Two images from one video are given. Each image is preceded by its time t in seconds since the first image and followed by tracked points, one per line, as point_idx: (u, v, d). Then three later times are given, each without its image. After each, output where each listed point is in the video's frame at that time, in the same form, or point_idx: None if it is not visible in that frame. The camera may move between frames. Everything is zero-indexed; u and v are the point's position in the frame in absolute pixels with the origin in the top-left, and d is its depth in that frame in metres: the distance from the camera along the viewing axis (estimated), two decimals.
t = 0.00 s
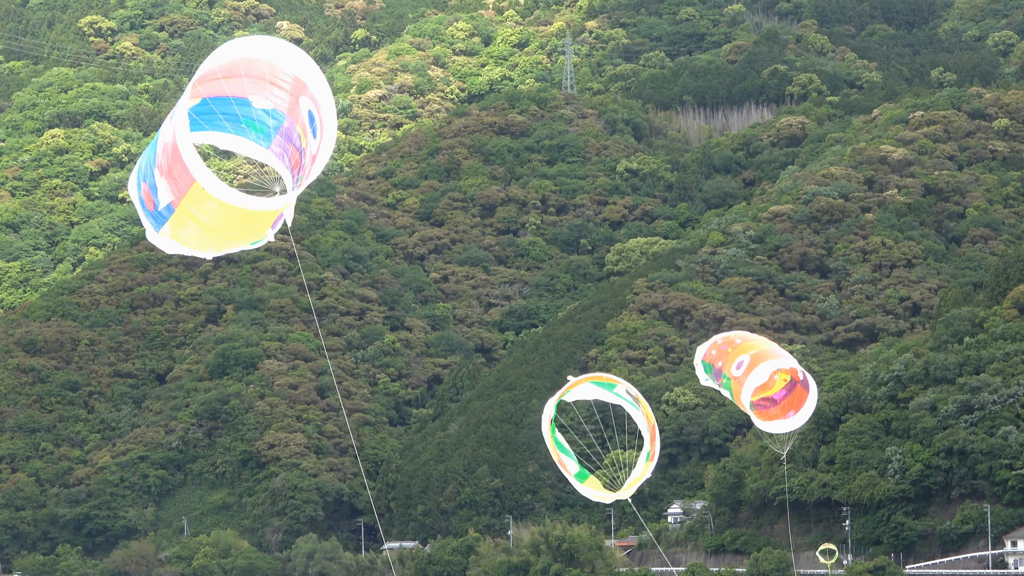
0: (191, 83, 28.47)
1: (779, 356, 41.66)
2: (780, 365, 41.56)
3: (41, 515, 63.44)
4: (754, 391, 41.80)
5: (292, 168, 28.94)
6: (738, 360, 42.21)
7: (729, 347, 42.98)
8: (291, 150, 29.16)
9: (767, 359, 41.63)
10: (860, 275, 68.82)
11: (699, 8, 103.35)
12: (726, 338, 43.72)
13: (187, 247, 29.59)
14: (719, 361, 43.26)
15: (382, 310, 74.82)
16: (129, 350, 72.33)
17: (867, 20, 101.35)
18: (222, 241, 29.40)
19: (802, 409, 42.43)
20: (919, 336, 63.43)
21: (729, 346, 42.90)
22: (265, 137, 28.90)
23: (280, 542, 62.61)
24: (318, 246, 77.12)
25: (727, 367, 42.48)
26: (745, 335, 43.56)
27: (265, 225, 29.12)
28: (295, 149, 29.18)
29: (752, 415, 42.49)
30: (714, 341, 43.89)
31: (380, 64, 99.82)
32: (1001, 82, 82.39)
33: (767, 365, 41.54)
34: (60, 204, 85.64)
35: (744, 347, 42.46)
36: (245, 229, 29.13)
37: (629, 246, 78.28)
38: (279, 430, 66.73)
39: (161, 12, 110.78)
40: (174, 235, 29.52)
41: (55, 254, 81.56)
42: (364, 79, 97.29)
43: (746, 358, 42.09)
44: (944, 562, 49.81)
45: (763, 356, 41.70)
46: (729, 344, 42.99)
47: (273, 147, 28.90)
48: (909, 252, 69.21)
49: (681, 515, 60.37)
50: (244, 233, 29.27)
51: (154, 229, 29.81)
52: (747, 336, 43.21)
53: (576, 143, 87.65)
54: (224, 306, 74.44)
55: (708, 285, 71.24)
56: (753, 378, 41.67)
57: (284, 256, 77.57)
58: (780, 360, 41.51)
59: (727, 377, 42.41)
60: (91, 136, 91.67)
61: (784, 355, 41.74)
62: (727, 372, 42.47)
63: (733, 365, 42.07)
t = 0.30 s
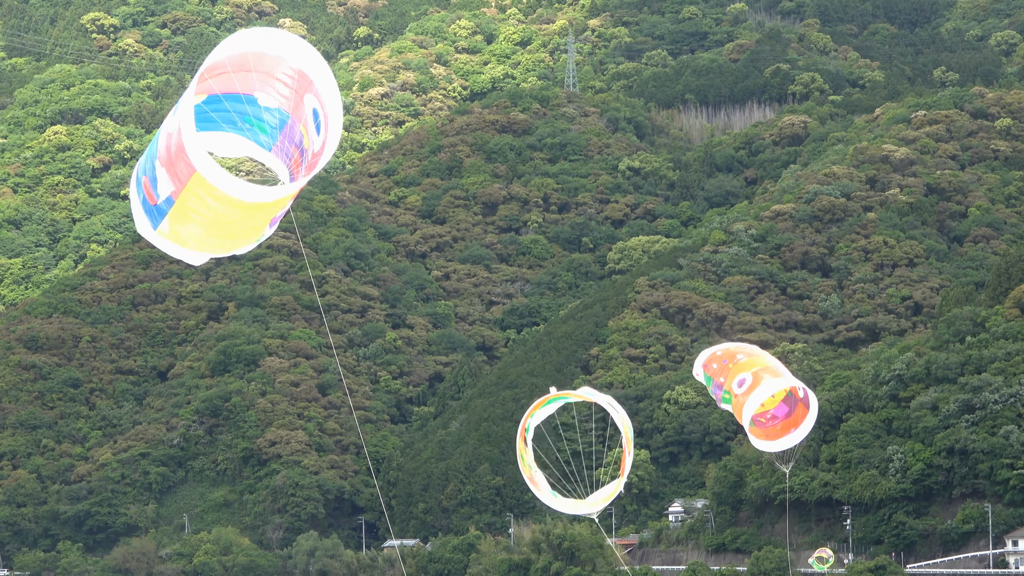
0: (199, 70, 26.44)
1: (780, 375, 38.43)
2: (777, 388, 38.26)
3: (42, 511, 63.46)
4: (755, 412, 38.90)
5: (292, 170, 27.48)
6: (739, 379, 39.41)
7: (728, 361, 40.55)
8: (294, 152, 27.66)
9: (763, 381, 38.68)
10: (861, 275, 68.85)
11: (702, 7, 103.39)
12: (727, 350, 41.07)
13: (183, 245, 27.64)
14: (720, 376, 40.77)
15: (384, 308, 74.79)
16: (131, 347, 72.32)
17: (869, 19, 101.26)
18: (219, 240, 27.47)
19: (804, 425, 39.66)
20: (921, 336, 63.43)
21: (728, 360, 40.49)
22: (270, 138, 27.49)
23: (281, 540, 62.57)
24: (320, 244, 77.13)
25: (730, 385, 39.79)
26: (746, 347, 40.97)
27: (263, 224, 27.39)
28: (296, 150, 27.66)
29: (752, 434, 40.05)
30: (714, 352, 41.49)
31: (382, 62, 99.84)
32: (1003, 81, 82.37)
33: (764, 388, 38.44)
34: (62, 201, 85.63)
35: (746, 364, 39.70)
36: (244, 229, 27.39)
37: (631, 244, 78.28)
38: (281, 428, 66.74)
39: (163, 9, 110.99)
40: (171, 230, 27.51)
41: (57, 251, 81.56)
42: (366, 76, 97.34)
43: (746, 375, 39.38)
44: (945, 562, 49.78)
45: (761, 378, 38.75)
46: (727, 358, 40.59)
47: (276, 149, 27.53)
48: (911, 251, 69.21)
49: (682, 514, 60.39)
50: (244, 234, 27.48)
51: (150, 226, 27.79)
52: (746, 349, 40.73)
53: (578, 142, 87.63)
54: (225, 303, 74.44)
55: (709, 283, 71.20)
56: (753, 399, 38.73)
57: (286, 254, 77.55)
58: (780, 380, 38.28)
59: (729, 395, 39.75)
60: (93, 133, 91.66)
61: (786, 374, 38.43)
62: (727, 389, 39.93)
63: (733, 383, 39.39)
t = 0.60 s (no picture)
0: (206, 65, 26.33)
1: (782, 393, 37.58)
2: (778, 406, 37.50)
3: (43, 507, 63.55)
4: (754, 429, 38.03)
5: (296, 167, 26.89)
6: (738, 396, 38.30)
7: (729, 378, 39.04)
8: (299, 148, 27.04)
9: (765, 399, 37.71)
10: (862, 273, 68.89)
11: (704, 6, 103.44)
12: (726, 364, 39.48)
13: (186, 238, 27.28)
14: (718, 392, 39.33)
15: (385, 305, 74.81)
16: (132, 344, 72.33)
17: (871, 17, 101.15)
18: (222, 235, 27.18)
19: (804, 438, 38.47)
20: (922, 334, 63.48)
21: (729, 377, 38.97)
22: (275, 134, 26.87)
23: (282, 536, 62.59)
24: (321, 241, 77.15)
25: (730, 402, 38.56)
26: (746, 361, 39.46)
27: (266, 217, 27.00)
28: (302, 146, 27.06)
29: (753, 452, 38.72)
30: (712, 368, 39.81)
31: (384, 59, 99.85)
32: (1005, 79, 82.39)
33: (767, 407, 37.57)
34: (63, 198, 85.62)
35: (748, 381, 38.40)
36: (246, 222, 27.00)
37: (632, 242, 78.31)
38: (282, 424, 66.75)
39: (165, 6, 111.10)
40: (172, 223, 27.17)
41: (58, 248, 81.57)
42: (369, 73, 97.39)
43: (747, 393, 38.15)
44: (946, 560, 49.79)
45: (761, 396, 37.80)
46: (728, 374, 39.06)
47: (282, 144, 26.88)
48: (912, 249, 69.27)
49: (683, 512, 60.44)
50: (247, 226, 27.07)
51: (152, 217, 27.44)
52: (748, 363, 39.20)
53: (579, 140, 87.63)
54: (227, 300, 74.47)
55: (711, 281, 71.20)
56: (754, 417, 37.78)
57: (287, 251, 77.53)
58: (782, 399, 37.44)
59: (730, 411, 38.55)
60: (94, 130, 91.65)
61: (788, 392, 37.60)
62: (727, 405, 38.71)
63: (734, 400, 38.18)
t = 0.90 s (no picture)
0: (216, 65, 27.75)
1: (782, 410, 37.75)
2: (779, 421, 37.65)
3: (43, 504, 63.69)
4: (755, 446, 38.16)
5: (301, 165, 28.37)
6: (739, 412, 38.53)
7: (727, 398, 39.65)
8: (302, 148, 28.57)
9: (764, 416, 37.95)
10: (863, 271, 68.89)
11: (705, 3, 103.41)
12: (728, 381, 40.12)
13: (189, 237, 28.07)
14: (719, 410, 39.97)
15: (386, 302, 74.78)
16: (133, 340, 72.33)
17: (873, 14, 101.10)
18: (227, 234, 27.95)
19: (802, 456, 39.33)
20: (923, 332, 63.49)
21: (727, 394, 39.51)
22: (278, 133, 28.42)
23: (282, 533, 62.61)
24: (322, 237, 77.12)
25: (731, 417, 38.88)
26: (745, 376, 40.06)
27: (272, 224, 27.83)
28: (305, 146, 28.64)
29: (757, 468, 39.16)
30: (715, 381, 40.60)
31: (385, 55, 99.80)
32: (1007, 77, 82.38)
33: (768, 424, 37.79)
34: (64, 194, 85.59)
35: (748, 397, 38.71)
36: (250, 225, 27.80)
37: (633, 239, 78.32)
38: (282, 421, 66.71)
39: (167, 2, 111.26)
40: (177, 221, 28.04)
41: (60, 244, 81.53)
42: (370, 70, 97.38)
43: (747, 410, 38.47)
44: (947, 558, 49.77)
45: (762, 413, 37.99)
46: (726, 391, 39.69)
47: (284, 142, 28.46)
48: (913, 247, 69.28)
49: (683, 509, 60.45)
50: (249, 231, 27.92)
51: (154, 215, 28.22)
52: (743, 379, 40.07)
53: (581, 136, 87.60)
54: (227, 296, 74.45)
55: (712, 279, 71.19)
56: (754, 432, 38.06)
57: (288, 248, 77.47)
58: (781, 415, 37.66)
59: (730, 427, 38.82)
60: (96, 126, 91.61)
61: (787, 408, 37.77)
62: (729, 423, 38.99)
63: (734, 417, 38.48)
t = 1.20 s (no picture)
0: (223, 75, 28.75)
1: (783, 422, 38.63)
2: (780, 434, 38.48)
3: (46, 498, 63.82)
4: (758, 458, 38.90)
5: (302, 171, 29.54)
6: (743, 426, 39.52)
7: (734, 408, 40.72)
8: (304, 154, 29.74)
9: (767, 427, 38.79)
10: (866, 266, 68.87)
11: None
12: (732, 397, 41.38)
13: (195, 239, 29.45)
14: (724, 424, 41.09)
15: (388, 297, 74.78)
16: (135, 335, 72.34)
17: (875, 11, 101.17)
18: (232, 239, 29.34)
19: (801, 473, 39.82)
20: (924, 328, 63.52)
21: (734, 406, 40.71)
22: (280, 137, 29.63)
23: (284, 528, 62.72)
24: (325, 232, 77.14)
25: (734, 431, 39.93)
26: (749, 392, 41.38)
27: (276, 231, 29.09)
28: (308, 151, 29.76)
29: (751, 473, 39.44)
30: (722, 395, 41.93)
31: (388, 51, 99.83)
32: (1009, 73, 82.34)
33: (770, 436, 38.57)
34: (67, 188, 85.62)
35: (752, 412, 39.78)
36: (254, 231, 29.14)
37: (636, 234, 78.34)
38: (284, 415, 66.73)
39: None
40: (183, 226, 29.40)
41: (62, 238, 81.53)
42: (373, 65, 97.41)
43: (751, 423, 39.46)
44: (949, 554, 49.73)
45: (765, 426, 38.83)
46: (733, 403, 40.93)
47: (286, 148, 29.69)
48: (915, 243, 69.25)
49: (685, 505, 60.51)
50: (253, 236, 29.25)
51: (162, 219, 29.55)
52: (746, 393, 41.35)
53: (583, 132, 87.61)
54: (230, 291, 74.48)
55: (714, 274, 71.19)
56: (758, 446, 38.86)
57: (291, 243, 77.47)
58: (783, 428, 38.45)
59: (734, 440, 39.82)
60: (98, 121, 91.62)
61: (789, 421, 38.63)
62: (733, 437, 39.96)
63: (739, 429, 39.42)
